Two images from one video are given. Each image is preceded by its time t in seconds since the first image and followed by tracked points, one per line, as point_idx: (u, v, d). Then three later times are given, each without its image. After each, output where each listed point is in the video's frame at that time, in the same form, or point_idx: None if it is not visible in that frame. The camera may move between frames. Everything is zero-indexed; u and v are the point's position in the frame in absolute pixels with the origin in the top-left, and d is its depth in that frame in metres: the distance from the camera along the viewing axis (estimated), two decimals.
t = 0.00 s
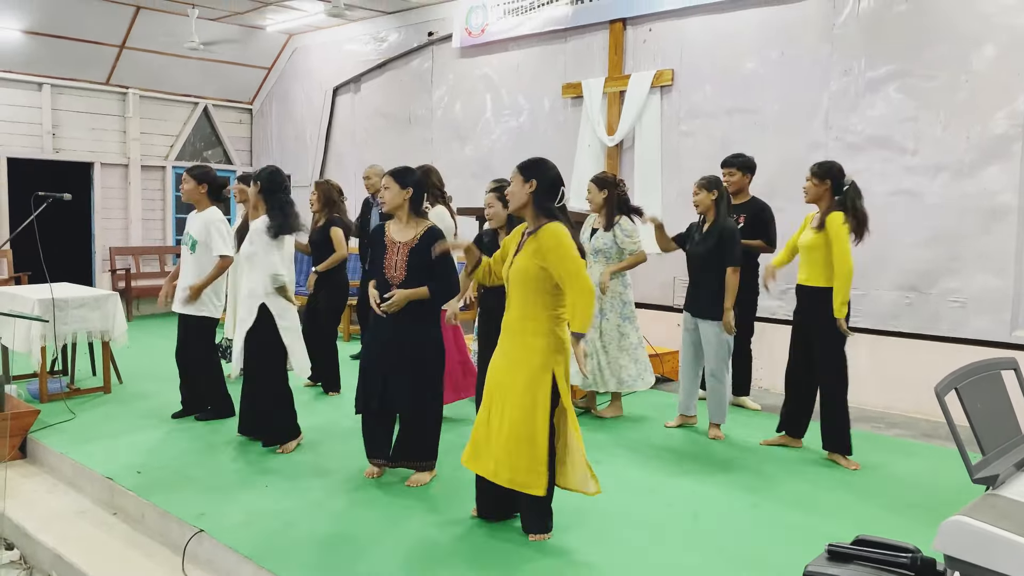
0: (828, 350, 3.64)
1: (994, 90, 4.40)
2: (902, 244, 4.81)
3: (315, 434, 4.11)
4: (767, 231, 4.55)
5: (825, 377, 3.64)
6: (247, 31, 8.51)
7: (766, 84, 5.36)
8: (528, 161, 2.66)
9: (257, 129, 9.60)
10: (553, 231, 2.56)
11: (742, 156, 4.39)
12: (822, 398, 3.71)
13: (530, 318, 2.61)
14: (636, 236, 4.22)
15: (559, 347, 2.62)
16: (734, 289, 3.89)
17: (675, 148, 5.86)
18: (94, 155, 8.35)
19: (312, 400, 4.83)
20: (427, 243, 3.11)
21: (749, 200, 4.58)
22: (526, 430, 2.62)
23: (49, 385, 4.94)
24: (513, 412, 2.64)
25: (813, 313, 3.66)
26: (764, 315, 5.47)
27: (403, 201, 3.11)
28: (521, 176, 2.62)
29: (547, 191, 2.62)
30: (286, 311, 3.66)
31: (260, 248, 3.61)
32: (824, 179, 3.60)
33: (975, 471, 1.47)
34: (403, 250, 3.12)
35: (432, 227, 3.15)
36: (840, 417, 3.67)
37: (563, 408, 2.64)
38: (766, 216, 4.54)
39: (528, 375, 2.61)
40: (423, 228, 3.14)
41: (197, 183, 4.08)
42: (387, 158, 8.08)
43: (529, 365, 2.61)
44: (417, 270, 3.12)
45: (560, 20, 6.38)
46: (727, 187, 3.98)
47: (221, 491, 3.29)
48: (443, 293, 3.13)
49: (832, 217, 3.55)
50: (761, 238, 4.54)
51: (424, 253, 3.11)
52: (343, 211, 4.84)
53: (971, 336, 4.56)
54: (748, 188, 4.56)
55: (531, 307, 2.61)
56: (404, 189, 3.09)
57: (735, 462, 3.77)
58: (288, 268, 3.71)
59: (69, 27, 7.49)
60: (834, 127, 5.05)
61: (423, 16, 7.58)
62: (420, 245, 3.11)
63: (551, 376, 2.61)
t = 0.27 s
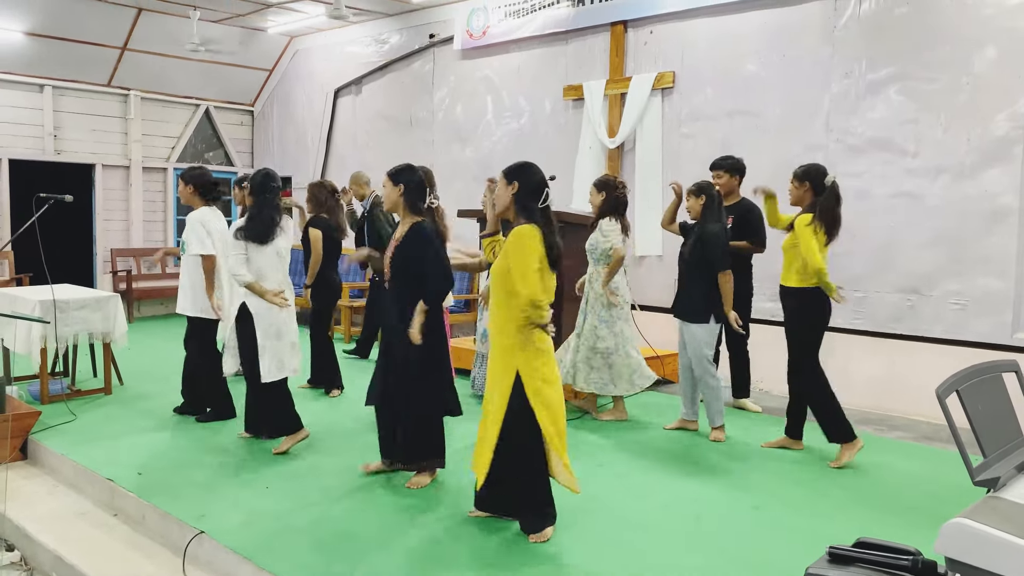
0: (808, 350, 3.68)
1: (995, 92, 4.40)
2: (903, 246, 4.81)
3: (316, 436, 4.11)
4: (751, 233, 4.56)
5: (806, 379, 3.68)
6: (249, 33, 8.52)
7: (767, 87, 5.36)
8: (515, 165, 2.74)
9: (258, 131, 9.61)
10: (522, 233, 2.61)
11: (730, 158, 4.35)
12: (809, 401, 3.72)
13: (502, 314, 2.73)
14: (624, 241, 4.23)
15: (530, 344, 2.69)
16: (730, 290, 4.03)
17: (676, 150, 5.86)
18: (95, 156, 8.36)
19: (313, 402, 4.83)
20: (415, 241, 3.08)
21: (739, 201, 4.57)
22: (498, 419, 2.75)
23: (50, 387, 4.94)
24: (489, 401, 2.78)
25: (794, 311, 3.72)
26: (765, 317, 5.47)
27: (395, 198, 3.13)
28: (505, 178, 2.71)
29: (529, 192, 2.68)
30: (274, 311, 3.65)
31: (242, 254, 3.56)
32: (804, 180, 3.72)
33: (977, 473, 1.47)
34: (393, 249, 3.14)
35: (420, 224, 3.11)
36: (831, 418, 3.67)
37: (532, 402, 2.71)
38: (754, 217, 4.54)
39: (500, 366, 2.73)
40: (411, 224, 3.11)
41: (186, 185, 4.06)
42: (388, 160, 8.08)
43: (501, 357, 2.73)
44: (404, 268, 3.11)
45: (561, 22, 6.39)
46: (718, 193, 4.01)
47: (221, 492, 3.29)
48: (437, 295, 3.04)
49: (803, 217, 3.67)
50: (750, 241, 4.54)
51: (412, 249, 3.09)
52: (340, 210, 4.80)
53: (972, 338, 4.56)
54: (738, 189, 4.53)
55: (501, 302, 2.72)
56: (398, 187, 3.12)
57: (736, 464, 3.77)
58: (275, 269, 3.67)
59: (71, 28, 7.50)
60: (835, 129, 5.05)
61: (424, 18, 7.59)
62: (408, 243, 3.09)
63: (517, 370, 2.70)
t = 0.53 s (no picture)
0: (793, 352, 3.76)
1: (996, 94, 4.40)
2: (904, 248, 4.81)
3: (317, 438, 4.11)
4: (736, 233, 4.56)
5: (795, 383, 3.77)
6: (250, 34, 8.53)
7: (768, 89, 5.36)
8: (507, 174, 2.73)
9: (260, 133, 9.62)
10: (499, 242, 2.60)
11: (711, 166, 4.40)
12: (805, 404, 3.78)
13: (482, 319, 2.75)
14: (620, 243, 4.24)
15: (501, 353, 2.68)
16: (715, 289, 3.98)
17: (677, 152, 5.86)
18: (96, 158, 8.37)
19: (313, 404, 4.83)
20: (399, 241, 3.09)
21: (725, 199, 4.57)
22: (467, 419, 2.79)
23: (51, 388, 4.95)
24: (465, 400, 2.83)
25: (780, 311, 3.80)
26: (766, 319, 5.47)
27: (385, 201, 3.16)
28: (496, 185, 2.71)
29: (517, 201, 2.67)
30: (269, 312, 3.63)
31: (233, 254, 3.60)
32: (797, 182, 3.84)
33: (978, 476, 1.47)
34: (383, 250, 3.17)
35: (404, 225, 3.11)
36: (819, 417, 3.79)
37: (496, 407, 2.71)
38: (737, 215, 4.56)
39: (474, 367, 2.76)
40: (399, 225, 3.13)
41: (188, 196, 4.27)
42: (389, 162, 8.09)
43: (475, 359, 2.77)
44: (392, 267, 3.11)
45: (562, 24, 6.39)
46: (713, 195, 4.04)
47: (222, 494, 3.29)
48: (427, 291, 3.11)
49: (793, 219, 3.78)
50: (739, 244, 4.53)
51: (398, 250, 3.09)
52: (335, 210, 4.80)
53: (973, 340, 4.55)
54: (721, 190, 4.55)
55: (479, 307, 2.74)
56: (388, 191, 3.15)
57: (736, 466, 3.77)
58: (269, 272, 3.66)
59: (72, 30, 7.52)
60: (836, 131, 5.05)
61: (425, 20, 7.59)
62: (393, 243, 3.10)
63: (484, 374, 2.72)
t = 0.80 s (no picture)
0: (787, 352, 3.78)
1: (996, 95, 4.40)
2: (904, 250, 4.81)
3: (317, 439, 4.10)
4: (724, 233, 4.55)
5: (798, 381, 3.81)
6: (250, 36, 8.54)
7: (768, 90, 5.36)
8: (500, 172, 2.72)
9: (260, 134, 9.62)
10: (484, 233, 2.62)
11: (702, 168, 4.39)
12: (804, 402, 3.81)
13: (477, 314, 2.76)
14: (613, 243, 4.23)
15: (493, 345, 2.67)
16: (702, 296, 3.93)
17: (677, 153, 5.87)
18: (97, 159, 8.37)
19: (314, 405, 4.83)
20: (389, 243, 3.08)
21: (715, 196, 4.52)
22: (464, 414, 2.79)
23: (51, 389, 4.95)
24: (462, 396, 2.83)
25: (778, 314, 3.82)
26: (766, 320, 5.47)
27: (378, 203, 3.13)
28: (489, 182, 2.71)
29: (508, 200, 2.67)
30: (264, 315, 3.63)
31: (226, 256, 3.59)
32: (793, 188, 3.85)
33: (980, 477, 1.46)
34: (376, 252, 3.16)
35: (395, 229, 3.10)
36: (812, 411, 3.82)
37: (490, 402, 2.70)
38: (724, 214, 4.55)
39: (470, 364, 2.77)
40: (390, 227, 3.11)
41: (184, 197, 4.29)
42: (389, 163, 8.08)
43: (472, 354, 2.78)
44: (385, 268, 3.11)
45: (562, 25, 6.40)
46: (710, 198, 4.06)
47: (222, 495, 3.29)
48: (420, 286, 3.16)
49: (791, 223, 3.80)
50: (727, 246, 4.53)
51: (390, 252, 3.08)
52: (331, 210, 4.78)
53: (973, 341, 4.55)
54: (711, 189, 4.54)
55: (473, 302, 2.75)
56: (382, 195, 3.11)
57: (737, 467, 3.76)
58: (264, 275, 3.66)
59: (73, 32, 7.52)
60: (836, 132, 5.05)
61: (426, 21, 7.60)
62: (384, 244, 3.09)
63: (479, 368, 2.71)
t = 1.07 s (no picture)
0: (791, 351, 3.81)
1: (996, 95, 4.40)
2: (904, 250, 4.80)
3: (317, 440, 4.10)
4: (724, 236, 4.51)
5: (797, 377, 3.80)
6: (250, 37, 8.54)
7: (768, 90, 5.36)
8: (491, 182, 2.74)
9: (260, 135, 9.62)
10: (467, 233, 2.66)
11: (702, 167, 4.41)
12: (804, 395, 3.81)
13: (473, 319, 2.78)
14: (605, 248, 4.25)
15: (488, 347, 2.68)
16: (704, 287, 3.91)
17: (677, 154, 5.87)
18: (96, 160, 8.37)
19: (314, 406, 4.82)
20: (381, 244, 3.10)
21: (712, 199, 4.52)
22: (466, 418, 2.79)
23: (51, 390, 4.95)
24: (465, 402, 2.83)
25: (784, 315, 3.84)
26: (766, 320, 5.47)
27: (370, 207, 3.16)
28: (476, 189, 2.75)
29: (497, 210, 2.69)
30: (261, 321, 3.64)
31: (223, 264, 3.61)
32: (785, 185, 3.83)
33: (980, 477, 1.46)
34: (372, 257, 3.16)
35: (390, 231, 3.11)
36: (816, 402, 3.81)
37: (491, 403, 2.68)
38: (721, 216, 4.49)
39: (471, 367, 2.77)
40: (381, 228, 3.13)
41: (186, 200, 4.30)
42: (389, 163, 8.08)
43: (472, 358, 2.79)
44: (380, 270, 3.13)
45: (562, 26, 6.40)
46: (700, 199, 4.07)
47: (221, 497, 3.29)
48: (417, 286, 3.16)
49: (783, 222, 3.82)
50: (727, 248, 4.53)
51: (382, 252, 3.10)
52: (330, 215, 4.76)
53: (973, 341, 4.55)
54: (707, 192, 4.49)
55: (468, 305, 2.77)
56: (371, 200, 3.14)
57: (737, 467, 3.76)
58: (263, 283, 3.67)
59: (73, 32, 7.52)
60: (836, 132, 5.05)
61: (425, 22, 7.59)
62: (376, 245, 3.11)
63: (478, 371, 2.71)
